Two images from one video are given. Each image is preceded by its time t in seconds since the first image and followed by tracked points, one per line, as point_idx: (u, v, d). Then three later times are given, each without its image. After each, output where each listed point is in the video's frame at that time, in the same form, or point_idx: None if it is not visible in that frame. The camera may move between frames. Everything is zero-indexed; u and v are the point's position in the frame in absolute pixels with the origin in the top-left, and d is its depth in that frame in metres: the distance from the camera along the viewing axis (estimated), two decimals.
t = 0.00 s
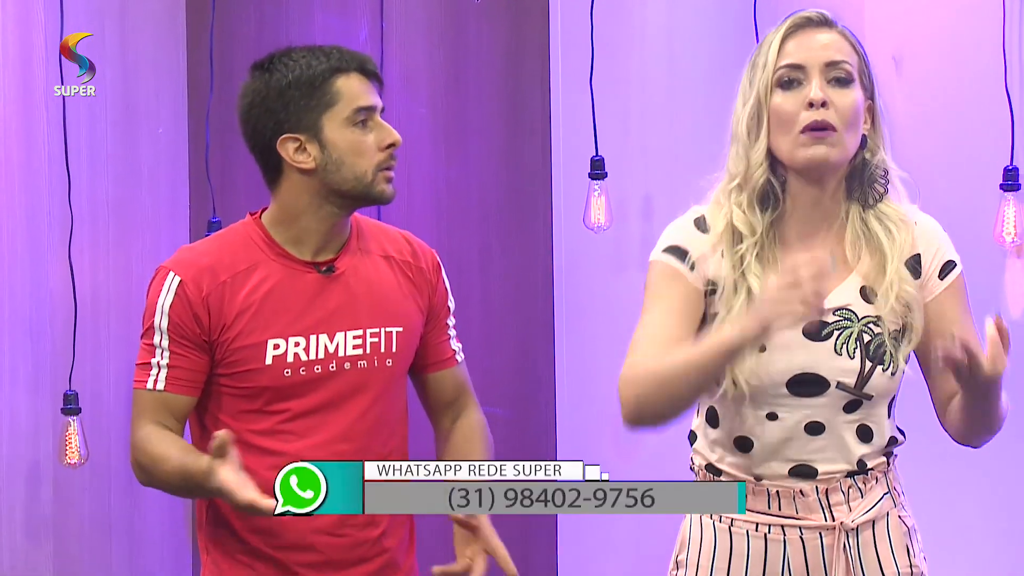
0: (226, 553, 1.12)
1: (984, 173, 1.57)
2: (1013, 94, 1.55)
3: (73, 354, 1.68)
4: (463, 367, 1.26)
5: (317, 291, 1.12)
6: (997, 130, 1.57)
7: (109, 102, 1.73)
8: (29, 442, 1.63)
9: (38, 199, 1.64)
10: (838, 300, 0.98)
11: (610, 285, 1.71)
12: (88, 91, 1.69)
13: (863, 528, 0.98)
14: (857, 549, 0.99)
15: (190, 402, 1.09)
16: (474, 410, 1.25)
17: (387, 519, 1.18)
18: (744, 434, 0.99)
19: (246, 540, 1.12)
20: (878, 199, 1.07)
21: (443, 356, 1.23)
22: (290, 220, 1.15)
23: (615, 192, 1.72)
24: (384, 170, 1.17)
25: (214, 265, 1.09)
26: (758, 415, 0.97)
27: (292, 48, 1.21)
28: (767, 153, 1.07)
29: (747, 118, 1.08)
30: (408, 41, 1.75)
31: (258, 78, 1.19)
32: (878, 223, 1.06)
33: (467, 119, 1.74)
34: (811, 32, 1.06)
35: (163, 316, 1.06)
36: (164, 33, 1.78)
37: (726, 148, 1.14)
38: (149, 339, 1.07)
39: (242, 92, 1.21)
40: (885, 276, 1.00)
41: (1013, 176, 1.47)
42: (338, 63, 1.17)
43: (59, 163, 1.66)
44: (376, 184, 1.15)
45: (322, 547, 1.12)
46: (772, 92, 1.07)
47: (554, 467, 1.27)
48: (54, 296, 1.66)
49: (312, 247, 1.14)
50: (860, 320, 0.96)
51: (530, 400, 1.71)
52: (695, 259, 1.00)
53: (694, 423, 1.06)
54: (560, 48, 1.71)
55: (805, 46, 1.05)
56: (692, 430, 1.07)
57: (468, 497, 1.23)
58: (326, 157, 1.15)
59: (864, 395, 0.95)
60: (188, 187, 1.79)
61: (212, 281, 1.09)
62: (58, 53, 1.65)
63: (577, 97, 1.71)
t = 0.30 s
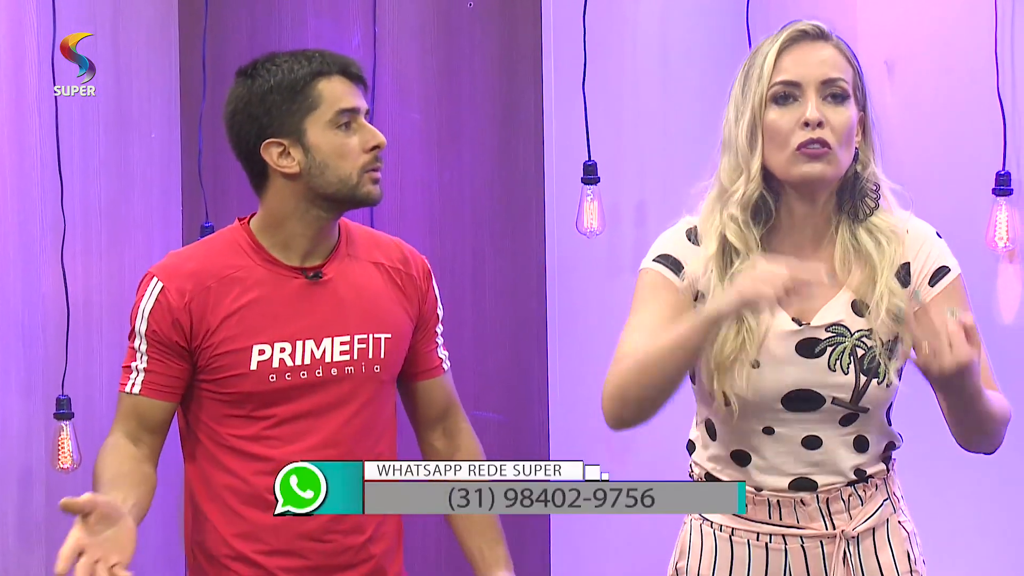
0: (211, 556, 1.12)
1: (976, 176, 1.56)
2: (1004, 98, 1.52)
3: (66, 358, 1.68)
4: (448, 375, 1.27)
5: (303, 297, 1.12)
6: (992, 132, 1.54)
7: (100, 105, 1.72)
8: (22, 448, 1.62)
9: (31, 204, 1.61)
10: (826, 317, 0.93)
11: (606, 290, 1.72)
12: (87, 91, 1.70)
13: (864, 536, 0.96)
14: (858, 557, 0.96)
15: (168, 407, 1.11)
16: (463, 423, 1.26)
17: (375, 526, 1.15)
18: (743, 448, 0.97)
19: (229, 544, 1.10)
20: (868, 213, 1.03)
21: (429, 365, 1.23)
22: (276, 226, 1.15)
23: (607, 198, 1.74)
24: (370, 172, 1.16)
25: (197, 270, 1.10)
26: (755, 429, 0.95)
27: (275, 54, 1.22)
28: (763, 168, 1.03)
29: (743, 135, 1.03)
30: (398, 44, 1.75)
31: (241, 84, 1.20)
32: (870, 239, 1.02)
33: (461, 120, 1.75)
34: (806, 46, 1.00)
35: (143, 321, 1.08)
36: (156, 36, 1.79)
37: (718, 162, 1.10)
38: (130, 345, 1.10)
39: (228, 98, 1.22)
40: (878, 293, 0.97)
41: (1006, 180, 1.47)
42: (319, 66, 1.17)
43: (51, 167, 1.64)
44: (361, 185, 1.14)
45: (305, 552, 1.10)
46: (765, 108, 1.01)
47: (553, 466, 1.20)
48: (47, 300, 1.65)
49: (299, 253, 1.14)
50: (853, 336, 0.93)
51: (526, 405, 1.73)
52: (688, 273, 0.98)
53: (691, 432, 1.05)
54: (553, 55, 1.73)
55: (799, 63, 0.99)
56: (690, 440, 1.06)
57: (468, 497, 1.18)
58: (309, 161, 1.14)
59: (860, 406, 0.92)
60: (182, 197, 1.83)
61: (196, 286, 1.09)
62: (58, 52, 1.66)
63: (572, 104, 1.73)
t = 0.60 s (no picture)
0: (206, 554, 1.12)
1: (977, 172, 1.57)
2: (1000, 97, 1.54)
3: (63, 358, 1.69)
4: (440, 377, 1.27)
5: (298, 298, 1.12)
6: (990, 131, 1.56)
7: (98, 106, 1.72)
8: (19, 448, 1.63)
9: (27, 206, 1.63)
10: (818, 331, 0.92)
11: (603, 288, 1.75)
12: (87, 92, 1.70)
13: (863, 539, 0.96)
14: (858, 560, 0.96)
15: (162, 408, 1.12)
16: (456, 432, 1.27)
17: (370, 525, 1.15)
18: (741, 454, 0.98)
19: (224, 544, 1.11)
20: (868, 230, 1.03)
21: (422, 365, 1.23)
22: (273, 228, 1.15)
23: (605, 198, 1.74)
24: (365, 171, 1.16)
25: (190, 272, 1.10)
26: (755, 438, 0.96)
27: (267, 55, 1.22)
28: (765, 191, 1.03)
29: (744, 156, 1.03)
30: (397, 47, 1.77)
31: (234, 87, 1.19)
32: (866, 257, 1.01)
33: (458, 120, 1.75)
34: (806, 69, 0.99)
35: (135, 321, 1.09)
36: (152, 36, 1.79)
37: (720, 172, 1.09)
38: (125, 345, 1.10)
39: (220, 101, 1.22)
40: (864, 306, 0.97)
41: (1002, 180, 1.48)
42: (312, 67, 1.17)
43: (48, 167, 1.65)
44: (358, 184, 1.14)
45: (299, 553, 1.10)
46: (764, 130, 1.01)
47: (553, 466, 1.16)
48: (43, 300, 1.66)
49: (296, 254, 1.15)
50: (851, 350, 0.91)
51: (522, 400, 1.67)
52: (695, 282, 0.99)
53: (693, 435, 1.07)
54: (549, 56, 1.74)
55: (803, 89, 0.98)
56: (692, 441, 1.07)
57: (467, 497, 1.14)
58: (305, 162, 1.14)
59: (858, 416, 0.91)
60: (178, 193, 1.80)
61: (190, 288, 1.09)
62: (59, 52, 1.67)
63: (568, 105, 1.74)
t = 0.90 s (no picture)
0: (205, 554, 1.12)
1: (975, 174, 1.55)
2: (998, 97, 1.52)
3: (62, 358, 1.68)
4: (441, 376, 1.27)
5: (295, 298, 1.12)
6: (987, 134, 1.54)
7: (97, 106, 1.72)
8: (18, 448, 1.63)
9: (26, 205, 1.61)
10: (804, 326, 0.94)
11: (602, 289, 1.74)
12: (87, 92, 1.70)
13: (856, 536, 0.94)
14: (850, 559, 0.94)
15: (161, 408, 1.12)
16: (455, 430, 1.27)
17: (370, 525, 1.15)
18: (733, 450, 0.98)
19: (223, 543, 1.11)
20: (854, 226, 0.98)
21: (422, 362, 1.23)
22: (267, 228, 1.15)
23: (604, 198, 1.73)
24: (359, 173, 1.16)
25: (186, 273, 1.10)
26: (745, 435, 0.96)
27: (267, 53, 1.22)
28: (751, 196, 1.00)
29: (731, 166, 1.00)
30: (395, 48, 1.74)
31: (232, 84, 1.20)
32: (851, 254, 0.96)
33: (456, 120, 1.75)
34: (784, 75, 0.94)
35: (134, 321, 1.09)
36: (151, 36, 1.79)
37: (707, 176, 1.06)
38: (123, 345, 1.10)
39: (219, 97, 1.22)
40: (851, 301, 0.94)
41: (1001, 180, 1.48)
42: (311, 67, 1.17)
43: (47, 167, 1.64)
44: (350, 187, 1.14)
45: (298, 552, 1.10)
46: (747, 138, 0.97)
47: (553, 466, 1.10)
48: (42, 300, 1.65)
49: (291, 255, 1.15)
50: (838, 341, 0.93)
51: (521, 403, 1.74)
52: (672, 285, 0.98)
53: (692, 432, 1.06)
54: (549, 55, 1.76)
55: (784, 94, 0.93)
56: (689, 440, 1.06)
57: (467, 496, 1.09)
58: (300, 162, 1.14)
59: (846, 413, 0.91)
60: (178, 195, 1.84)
61: (188, 288, 1.09)
62: (59, 52, 1.66)
63: (567, 108, 1.75)
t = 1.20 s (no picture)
0: (202, 555, 1.12)
1: (972, 173, 1.55)
2: (997, 95, 1.51)
3: (60, 358, 1.68)
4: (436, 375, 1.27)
5: (289, 297, 1.13)
6: (986, 134, 1.52)
7: (96, 106, 1.72)
8: (16, 447, 1.62)
9: (24, 203, 1.62)
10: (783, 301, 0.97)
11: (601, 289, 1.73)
12: (87, 92, 1.71)
13: (833, 529, 0.94)
14: (825, 551, 0.95)
15: (155, 408, 1.12)
16: (450, 427, 1.27)
17: (365, 525, 1.15)
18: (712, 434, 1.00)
19: (219, 543, 1.10)
20: (833, 201, 1.03)
21: (416, 362, 1.24)
22: (261, 227, 1.15)
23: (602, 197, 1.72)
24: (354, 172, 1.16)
25: (181, 272, 1.10)
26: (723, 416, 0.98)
27: (261, 51, 1.22)
28: (723, 168, 1.07)
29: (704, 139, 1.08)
30: (393, 45, 1.75)
31: (226, 83, 1.20)
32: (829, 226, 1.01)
33: (455, 119, 1.75)
34: (751, 48, 1.02)
35: (128, 322, 1.09)
36: (150, 37, 1.79)
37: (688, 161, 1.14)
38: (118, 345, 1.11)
39: (213, 96, 1.22)
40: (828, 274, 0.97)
41: (998, 181, 1.47)
42: (305, 65, 1.17)
43: (44, 167, 1.65)
44: (344, 186, 1.14)
45: (293, 552, 1.10)
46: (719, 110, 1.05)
47: (553, 467, 1.19)
48: (40, 300, 1.65)
49: (285, 254, 1.15)
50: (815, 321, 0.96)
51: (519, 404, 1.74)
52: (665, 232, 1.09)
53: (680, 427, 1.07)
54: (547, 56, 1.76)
55: (747, 64, 1.01)
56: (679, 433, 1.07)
57: (467, 497, 1.17)
58: (293, 160, 1.14)
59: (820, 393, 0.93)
60: (176, 194, 1.82)
61: (181, 288, 1.09)
62: (59, 52, 1.67)
63: (566, 110, 1.76)
